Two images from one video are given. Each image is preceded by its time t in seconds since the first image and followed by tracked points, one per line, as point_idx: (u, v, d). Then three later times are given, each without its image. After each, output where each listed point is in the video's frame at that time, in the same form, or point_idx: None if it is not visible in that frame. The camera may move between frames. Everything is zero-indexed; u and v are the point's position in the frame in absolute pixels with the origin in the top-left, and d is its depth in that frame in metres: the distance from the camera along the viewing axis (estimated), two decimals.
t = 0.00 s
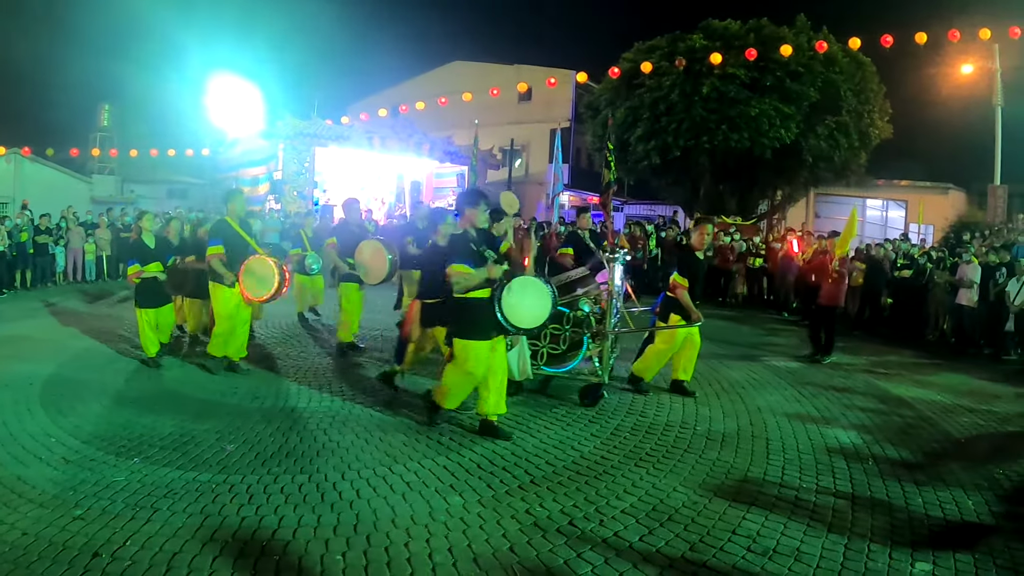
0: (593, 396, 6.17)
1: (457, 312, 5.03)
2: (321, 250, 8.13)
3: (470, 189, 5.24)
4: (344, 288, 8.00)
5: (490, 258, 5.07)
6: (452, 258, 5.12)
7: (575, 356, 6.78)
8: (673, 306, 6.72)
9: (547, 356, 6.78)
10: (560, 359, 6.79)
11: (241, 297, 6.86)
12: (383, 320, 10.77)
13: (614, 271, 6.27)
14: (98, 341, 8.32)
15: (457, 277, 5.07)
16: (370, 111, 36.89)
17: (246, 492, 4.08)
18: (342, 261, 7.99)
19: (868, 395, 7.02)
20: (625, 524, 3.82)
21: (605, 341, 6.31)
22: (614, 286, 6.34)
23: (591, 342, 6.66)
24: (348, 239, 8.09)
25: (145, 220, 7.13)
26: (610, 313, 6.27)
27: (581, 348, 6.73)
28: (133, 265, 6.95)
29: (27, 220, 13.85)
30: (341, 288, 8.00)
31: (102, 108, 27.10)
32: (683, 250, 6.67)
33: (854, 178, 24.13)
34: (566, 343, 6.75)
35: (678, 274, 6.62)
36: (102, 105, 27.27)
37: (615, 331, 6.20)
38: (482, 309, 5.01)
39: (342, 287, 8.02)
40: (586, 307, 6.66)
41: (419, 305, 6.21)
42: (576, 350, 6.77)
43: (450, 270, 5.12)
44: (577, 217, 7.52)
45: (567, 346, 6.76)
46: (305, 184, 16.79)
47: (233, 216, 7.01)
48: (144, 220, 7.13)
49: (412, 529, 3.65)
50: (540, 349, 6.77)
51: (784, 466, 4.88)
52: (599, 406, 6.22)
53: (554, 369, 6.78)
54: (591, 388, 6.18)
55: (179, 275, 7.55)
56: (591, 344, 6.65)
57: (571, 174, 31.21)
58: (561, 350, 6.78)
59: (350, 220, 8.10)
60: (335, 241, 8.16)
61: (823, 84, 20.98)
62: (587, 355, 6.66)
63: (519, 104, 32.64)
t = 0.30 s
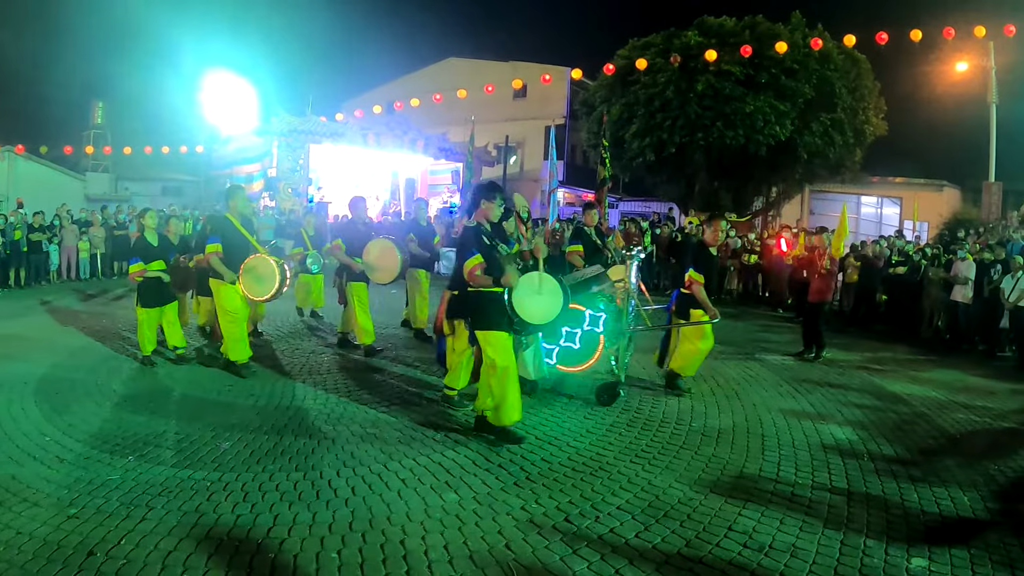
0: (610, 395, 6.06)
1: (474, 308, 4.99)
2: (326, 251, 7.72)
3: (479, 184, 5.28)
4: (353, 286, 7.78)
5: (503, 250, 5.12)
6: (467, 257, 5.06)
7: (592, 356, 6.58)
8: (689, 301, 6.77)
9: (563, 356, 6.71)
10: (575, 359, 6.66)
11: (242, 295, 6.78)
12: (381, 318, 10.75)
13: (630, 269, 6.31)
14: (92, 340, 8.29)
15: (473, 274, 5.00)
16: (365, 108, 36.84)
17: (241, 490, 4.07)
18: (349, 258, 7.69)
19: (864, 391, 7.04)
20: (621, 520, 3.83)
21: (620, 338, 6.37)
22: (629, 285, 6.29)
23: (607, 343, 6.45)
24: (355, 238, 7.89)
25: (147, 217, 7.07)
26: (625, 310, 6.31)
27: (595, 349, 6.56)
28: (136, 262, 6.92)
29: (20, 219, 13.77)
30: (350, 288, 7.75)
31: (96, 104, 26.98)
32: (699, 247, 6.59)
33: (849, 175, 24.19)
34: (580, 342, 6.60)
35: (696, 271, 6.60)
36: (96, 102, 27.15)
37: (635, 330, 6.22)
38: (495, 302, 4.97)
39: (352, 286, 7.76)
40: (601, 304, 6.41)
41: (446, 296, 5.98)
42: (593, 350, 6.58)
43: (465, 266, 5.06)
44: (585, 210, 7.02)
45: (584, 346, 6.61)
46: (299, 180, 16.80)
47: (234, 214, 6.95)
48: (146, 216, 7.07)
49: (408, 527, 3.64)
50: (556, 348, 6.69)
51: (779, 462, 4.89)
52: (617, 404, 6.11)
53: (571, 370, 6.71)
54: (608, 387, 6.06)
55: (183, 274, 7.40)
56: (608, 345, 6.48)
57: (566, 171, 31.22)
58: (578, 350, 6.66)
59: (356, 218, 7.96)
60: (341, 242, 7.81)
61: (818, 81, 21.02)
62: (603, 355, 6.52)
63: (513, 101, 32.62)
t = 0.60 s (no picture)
0: (622, 395, 6.07)
1: (477, 308, 4.93)
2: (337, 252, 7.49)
3: (484, 184, 5.40)
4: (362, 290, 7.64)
5: (508, 251, 5.12)
6: (469, 250, 5.01)
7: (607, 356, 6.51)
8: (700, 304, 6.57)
9: (575, 356, 6.65)
10: (587, 359, 6.61)
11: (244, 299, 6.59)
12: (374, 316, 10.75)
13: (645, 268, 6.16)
14: (83, 340, 8.25)
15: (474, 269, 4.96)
16: (356, 107, 36.78)
17: (233, 490, 4.07)
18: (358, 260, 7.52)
19: (855, 387, 7.07)
20: (613, 517, 3.84)
21: (633, 338, 6.23)
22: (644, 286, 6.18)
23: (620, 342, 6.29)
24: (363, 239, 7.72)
25: (155, 217, 7.03)
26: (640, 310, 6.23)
27: (610, 347, 6.46)
28: (144, 262, 6.93)
29: (10, 219, 13.69)
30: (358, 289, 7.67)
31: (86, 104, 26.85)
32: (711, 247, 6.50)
33: (840, 172, 24.30)
34: (593, 342, 6.52)
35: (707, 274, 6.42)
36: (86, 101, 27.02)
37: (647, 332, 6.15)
38: (492, 299, 4.93)
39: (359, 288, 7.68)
40: (614, 304, 6.32)
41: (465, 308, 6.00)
42: (607, 349, 6.50)
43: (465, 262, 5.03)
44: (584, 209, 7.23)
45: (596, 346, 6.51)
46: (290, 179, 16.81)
47: (234, 215, 6.82)
48: (155, 216, 7.03)
49: (400, 525, 3.65)
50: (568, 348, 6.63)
51: (771, 459, 4.91)
52: (629, 404, 6.08)
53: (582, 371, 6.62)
54: (620, 388, 6.07)
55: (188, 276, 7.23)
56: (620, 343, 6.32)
57: (557, 169, 31.24)
58: (590, 349, 6.57)
59: (363, 220, 7.73)
60: (350, 242, 7.63)
61: (809, 79, 21.08)
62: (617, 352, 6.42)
63: (505, 99, 32.62)
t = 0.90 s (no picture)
0: (629, 395, 5.91)
1: (487, 308, 4.89)
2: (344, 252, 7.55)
3: (492, 181, 5.22)
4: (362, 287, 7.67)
5: (517, 252, 5.10)
6: (477, 259, 4.89)
7: (613, 356, 6.50)
8: (708, 302, 6.61)
9: (582, 355, 6.62)
10: (597, 358, 6.56)
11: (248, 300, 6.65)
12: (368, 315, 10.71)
13: (654, 267, 6.12)
14: (72, 341, 8.21)
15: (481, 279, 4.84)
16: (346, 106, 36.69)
17: (223, 489, 4.05)
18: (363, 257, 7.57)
19: (845, 384, 7.11)
20: (604, 515, 3.85)
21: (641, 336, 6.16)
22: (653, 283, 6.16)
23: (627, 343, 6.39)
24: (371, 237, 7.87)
25: (158, 216, 6.82)
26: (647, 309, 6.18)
27: (615, 349, 6.49)
28: (143, 261, 6.72)
29: None
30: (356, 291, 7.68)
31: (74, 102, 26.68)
32: (716, 244, 6.48)
33: (829, 170, 24.40)
34: (601, 342, 6.51)
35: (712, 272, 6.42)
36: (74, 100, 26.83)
37: (652, 329, 6.09)
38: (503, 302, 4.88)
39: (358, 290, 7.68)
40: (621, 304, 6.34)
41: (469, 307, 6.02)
42: (613, 350, 6.49)
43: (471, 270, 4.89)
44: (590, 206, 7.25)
45: (603, 347, 6.51)
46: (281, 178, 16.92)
47: (233, 212, 6.80)
48: (157, 215, 6.83)
49: (390, 524, 3.64)
50: (573, 348, 6.61)
51: (761, 456, 4.93)
52: (635, 406, 5.95)
53: (588, 372, 6.58)
54: (625, 387, 5.93)
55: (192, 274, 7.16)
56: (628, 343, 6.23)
57: (548, 167, 31.25)
58: (596, 349, 6.56)
59: (370, 215, 7.98)
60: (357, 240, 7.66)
61: (799, 77, 21.15)
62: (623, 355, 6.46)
63: (495, 97, 32.59)
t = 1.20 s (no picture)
0: (632, 397, 5.85)
1: (494, 306, 4.86)
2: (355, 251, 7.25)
3: (500, 175, 5.07)
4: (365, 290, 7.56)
5: (528, 247, 4.98)
6: (491, 249, 4.87)
7: (615, 354, 6.79)
8: (709, 302, 6.44)
9: (585, 356, 6.90)
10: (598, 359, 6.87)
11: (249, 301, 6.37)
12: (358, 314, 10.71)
13: (658, 267, 6.08)
14: (59, 341, 8.17)
15: (497, 270, 4.80)
16: (334, 104, 36.59)
17: (211, 489, 4.04)
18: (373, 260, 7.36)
19: (833, 381, 7.17)
20: (593, 513, 3.86)
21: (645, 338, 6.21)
22: (657, 285, 6.13)
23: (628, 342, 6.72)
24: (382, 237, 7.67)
25: (151, 214, 6.46)
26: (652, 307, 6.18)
27: (617, 348, 6.77)
28: (138, 262, 6.47)
29: None
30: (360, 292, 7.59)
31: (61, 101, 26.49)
32: (719, 243, 6.29)
33: (817, 168, 24.52)
34: (603, 343, 6.81)
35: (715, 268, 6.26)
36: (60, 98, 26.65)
37: (655, 329, 6.07)
38: (510, 305, 4.83)
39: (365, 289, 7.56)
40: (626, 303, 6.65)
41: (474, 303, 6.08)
42: (614, 349, 6.79)
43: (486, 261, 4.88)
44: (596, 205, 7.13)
45: (605, 346, 6.81)
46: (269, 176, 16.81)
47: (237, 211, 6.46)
48: (150, 213, 6.45)
49: (379, 523, 3.64)
50: (578, 349, 6.86)
51: (749, 452, 4.96)
52: (638, 406, 5.86)
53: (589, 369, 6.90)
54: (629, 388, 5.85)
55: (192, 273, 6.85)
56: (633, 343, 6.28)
57: (536, 165, 31.27)
58: (598, 349, 6.85)
59: (382, 216, 7.82)
60: (367, 241, 7.46)
61: (787, 75, 21.27)
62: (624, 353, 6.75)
63: (483, 95, 32.56)
